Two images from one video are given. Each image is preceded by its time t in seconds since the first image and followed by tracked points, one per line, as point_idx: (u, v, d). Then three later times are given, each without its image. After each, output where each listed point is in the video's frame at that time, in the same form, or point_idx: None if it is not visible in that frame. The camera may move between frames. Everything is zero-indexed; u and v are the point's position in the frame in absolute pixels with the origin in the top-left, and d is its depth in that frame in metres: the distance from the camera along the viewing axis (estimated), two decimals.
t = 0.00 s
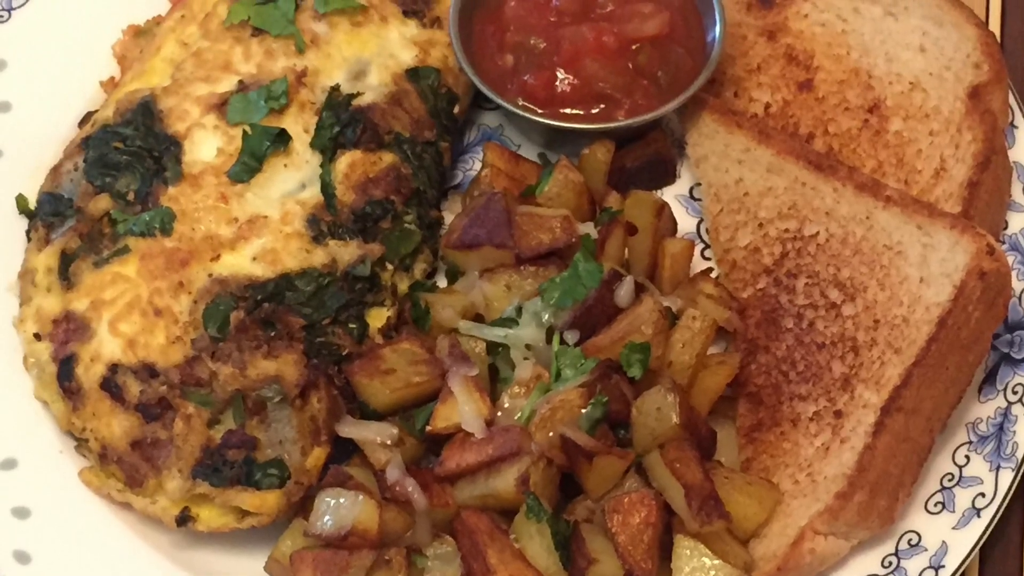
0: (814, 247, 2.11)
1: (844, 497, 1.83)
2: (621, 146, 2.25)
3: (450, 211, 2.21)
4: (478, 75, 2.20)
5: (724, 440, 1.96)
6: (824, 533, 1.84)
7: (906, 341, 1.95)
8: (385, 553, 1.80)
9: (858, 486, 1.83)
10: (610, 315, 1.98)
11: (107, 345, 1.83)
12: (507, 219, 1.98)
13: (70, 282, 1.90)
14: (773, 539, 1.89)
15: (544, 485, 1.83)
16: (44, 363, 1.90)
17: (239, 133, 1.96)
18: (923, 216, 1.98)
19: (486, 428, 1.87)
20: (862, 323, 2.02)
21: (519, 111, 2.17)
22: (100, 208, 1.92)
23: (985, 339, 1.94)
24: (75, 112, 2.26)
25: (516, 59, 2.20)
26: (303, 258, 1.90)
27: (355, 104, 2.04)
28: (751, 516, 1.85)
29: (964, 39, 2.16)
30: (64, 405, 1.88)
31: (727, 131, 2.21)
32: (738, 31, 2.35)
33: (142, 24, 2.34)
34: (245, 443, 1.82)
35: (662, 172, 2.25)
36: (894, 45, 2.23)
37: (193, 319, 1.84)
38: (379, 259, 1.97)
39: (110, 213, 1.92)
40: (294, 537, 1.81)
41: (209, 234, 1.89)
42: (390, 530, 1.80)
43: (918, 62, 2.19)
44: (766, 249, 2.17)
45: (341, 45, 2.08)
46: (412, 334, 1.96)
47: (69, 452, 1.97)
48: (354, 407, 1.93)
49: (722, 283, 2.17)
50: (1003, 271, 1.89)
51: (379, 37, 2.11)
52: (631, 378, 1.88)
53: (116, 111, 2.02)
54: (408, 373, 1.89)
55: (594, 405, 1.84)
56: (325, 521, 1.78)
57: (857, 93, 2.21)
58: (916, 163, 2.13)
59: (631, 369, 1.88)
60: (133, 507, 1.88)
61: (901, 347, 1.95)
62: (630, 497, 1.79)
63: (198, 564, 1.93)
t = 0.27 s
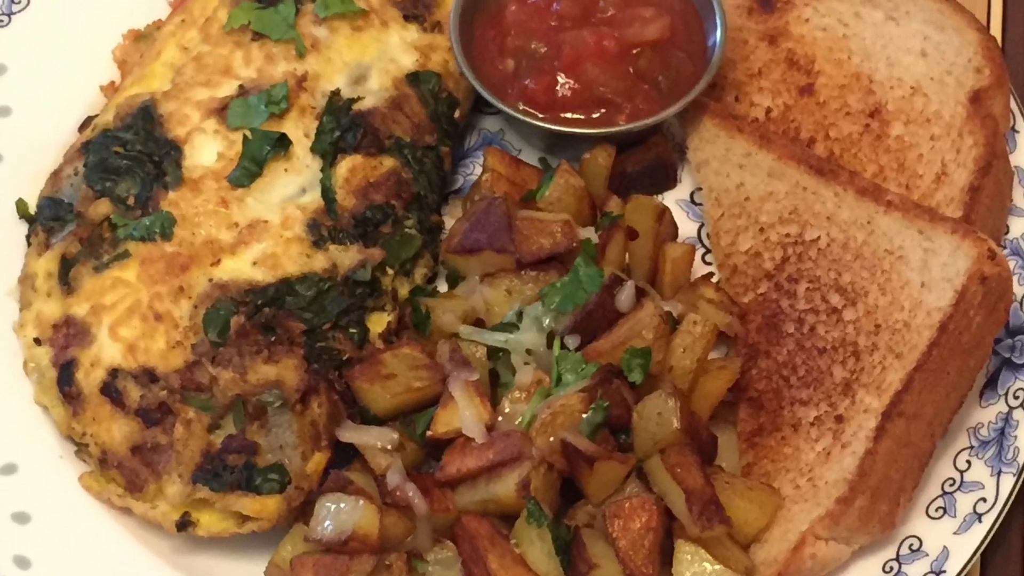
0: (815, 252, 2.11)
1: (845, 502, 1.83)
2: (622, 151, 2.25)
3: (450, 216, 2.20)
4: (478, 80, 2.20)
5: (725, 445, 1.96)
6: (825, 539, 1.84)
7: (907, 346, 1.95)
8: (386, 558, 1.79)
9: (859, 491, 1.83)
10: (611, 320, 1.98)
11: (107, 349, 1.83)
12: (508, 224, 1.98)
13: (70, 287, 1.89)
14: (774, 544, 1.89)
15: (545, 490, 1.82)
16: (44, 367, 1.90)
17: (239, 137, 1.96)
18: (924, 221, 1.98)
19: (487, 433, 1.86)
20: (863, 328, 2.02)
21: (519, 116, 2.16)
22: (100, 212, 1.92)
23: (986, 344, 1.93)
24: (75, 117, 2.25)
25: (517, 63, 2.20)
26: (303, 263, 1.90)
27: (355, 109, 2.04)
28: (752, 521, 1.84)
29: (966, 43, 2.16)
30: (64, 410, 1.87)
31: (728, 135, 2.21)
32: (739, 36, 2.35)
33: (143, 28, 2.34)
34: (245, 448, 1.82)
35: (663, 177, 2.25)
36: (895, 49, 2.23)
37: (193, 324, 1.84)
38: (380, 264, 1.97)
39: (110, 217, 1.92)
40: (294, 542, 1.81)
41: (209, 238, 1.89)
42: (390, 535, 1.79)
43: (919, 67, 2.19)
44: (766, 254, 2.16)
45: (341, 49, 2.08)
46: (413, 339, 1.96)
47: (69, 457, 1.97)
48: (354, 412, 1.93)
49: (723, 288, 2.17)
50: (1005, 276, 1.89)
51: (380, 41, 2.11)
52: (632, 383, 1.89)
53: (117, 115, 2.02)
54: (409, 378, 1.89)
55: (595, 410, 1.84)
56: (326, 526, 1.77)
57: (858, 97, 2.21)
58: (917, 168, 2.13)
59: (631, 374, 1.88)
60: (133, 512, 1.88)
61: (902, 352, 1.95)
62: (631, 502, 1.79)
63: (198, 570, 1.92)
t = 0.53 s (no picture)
0: (816, 257, 2.11)
1: (846, 507, 1.82)
2: (624, 155, 2.25)
3: (451, 221, 2.20)
4: (479, 85, 2.20)
5: (725, 450, 1.97)
6: (826, 544, 1.83)
7: (908, 351, 1.95)
8: (386, 563, 1.78)
9: (860, 496, 1.83)
10: (612, 325, 1.97)
11: (107, 354, 1.83)
12: (508, 229, 1.98)
13: (70, 291, 1.89)
14: (775, 549, 1.88)
15: (546, 495, 1.82)
16: (44, 372, 1.90)
17: (240, 142, 1.96)
18: (925, 226, 1.98)
19: (488, 438, 1.86)
20: (864, 333, 2.01)
21: (520, 120, 2.16)
22: (100, 217, 1.92)
23: (987, 349, 1.93)
24: (75, 121, 2.25)
25: (517, 68, 2.20)
26: (303, 268, 1.90)
27: (355, 113, 2.04)
28: (753, 526, 1.84)
29: (967, 48, 2.16)
30: (63, 415, 1.87)
31: (729, 140, 2.21)
32: (740, 40, 2.35)
33: (143, 33, 2.34)
34: (246, 453, 1.82)
35: (664, 181, 2.25)
36: (896, 53, 2.23)
37: (193, 329, 1.84)
38: (380, 269, 1.97)
39: (110, 222, 1.92)
40: (294, 547, 1.80)
41: (209, 243, 1.88)
42: (391, 541, 1.79)
43: (920, 71, 2.19)
44: (767, 258, 2.16)
45: (342, 53, 2.08)
46: (413, 344, 1.95)
47: (69, 462, 1.97)
48: (355, 417, 1.93)
49: (724, 292, 2.17)
50: (1006, 281, 1.88)
51: (380, 45, 2.11)
52: (632, 388, 1.88)
53: (117, 120, 2.01)
54: (409, 383, 1.89)
55: (596, 415, 1.84)
56: (326, 531, 1.77)
57: (859, 101, 2.21)
58: (918, 173, 2.13)
59: (632, 379, 1.88)
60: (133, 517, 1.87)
61: (903, 357, 1.95)
62: (631, 507, 1.78)
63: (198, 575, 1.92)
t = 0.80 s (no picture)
0: (817, 261, 2.10)
1: (847, 512, 1.82)
2: (625, 159, 2.25)
3: (452, 226, 2.20)
4: (479, 89, 2.19)
5: (725, 455, 1.97)
6: (827, 549, 1.83)
7: (909, 356, 1.94)
8: (386, 568, 1.78)
9: (861, 501, 1.83)
10: (613, 329, 1.97)
11: (107, 359, 1.82)
12: (509, 233, 1.97)
13: (70, 296, 1.89)
14: (776, 555, 1.88)
15: (546, 500, 1.82)
16: (44, 377, 1.89)
17: (240, 146, 1.96)
18: (926, 230, 1.98)
19: (488, 443, 1.85)
20: (865, 337, 2.01)
21: (520, 125, 2.16)
22: (100, 222, 1.92)
23: (988, 354, 1.93)
24: (75, 125, 2.25)
25: (518, 72, 2.20)
26: (304, 272, 1.89)
27: (356, 118, 2.03)
28: (754, 531, 1.84)
29: (968, 52, 2.16)
30: (63, 420, 1.87)
31: (730, 144, 2.22)
32: (742, 44, 2.35)
33: (144, 37, 2.34)
34: (246, 458, 1.81)
35: (665, 186, 2.24)
36: (898, 58, 2.23)
37: (193, 334, 1.83)
38: (381, 274, 1.97)
39: (110, 226, 1.92)
40: (295, 552, 1.80)
41: (210, 248, 1.88)
42: (391, 546, 1.79)
43: (921, 75, 2.19)
44: (768, 263, 2.16)
45: (342, 58, 2.07)
46: (414, 348, 1.96)
47: (69, 467, 1.97)
48: (355, 422, 1.92)
49: (725, 297, 2.16)
50: (1007, 285, 1.88)
51: (381, 50, 2.11)
52: (633, 393, 1.88)
53: (117, 124, 2.01)
54: (410, 388, 1.88)
55: (597, 419, 1.83)
56: (326, 537, 1.77)
57: (860, 106, 2.21)
58: (919, 177, 2.13)
59: (633, 383, 1.88)
60: (133, 522, 1.87)
61: (905, 361, 1.94)
62: (632, 512, 1.78)
63: None
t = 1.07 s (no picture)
0: (818, 266, 2.10)
1: (848, 517, 1.82)
2: (625, 164, 2.25)
3: (453, 230, 2.20)
4: (480, 93, 2.19)
5: (726, 460, 1.97)
6: (828, 554, 1.84)
7: (910, 360, 1.94)
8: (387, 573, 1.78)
9: (862, 506, 1.82)
10: (614, 334, 1.97)
11: (107, 364, 1.82)
12: (509, 238, 1.97)
13: (70, 301, 1.89)
14: (777, 560, 1.88)
15: (547, 505, 1.81)
16: (44, 382, 1.89)
17: (241, 151, 1.96)
18: (927, 235, 1.98)
19: (488, 448, 1.85)
20: (866, 342, 2.01)
21: (521, 129, 2.16)
22: (100, 226, 1.91)
23: (989, 359, 1.93)
24: (75, 129, 2.24)
25: (518, 77, 2.19)
26: (305, 277, 1.89)
27: (356, 122, 2.03)
28: (755, 536, 1.83)
29: (970, 57, 2.16)
30: (64, 425, 1.86)
31: (731, 149, 2.21)
32: (743, 48, 2.35)
33: (144, 42, 2.34)
34: (246, 463, 1.81)
35: (665, 191, 2.24)
36: (899, 62, 2.23)
37: (193, 338, 1.83)
38: (381, 278, 1.97)
39: (111, 231, 1.91)
40: (296, 557, 1.80)
41: (210, 252, 1.88)
42: (392, 551, 1.78)
43: (922, 80, 2.19)
44: (769, 268, 2.16)
45: (343, 62, 2.07)
46: (414, 353, 1.94)
47: (69, 472, 1.96)
48: (355, 427, 1.93)
49: (726, 302, 2.16)
50: (1009, 290, 1.87)
51: (382, 55, 2.11)
52: (634, 398, 1.88)
53: (117, 129, 2.01)
54: (410, 393, 1.88)
55: (597, 424, 1.84)
56: (327, 542, 1.76)
57: (861, 110, 2.20)
58: (920, 182, 2.12)
59: (633, 388, 1.88)
60: (133, 527, 1.87)
61: (906, 366, 1.94)
62: (633, 517, 1.78)
63: None
